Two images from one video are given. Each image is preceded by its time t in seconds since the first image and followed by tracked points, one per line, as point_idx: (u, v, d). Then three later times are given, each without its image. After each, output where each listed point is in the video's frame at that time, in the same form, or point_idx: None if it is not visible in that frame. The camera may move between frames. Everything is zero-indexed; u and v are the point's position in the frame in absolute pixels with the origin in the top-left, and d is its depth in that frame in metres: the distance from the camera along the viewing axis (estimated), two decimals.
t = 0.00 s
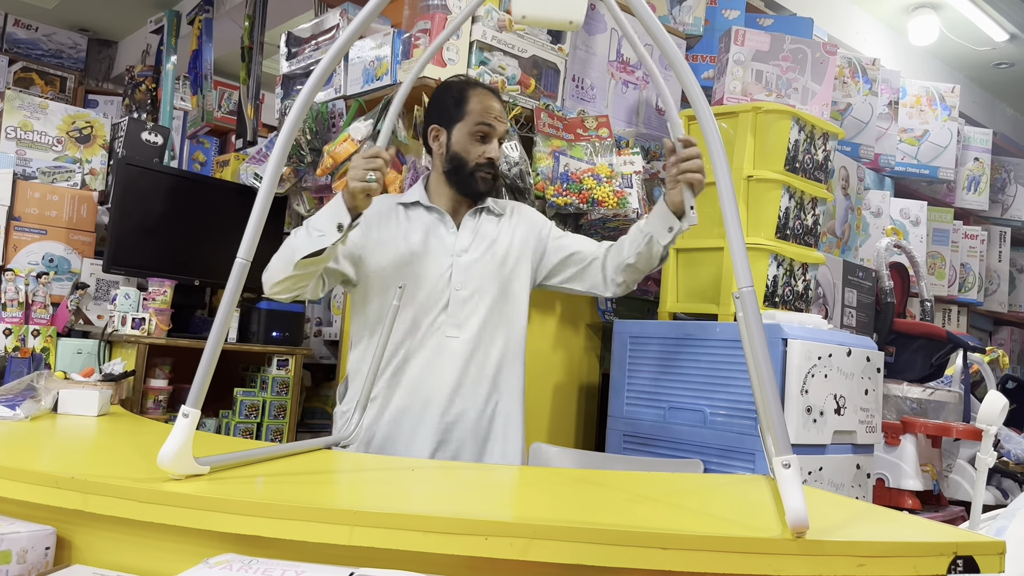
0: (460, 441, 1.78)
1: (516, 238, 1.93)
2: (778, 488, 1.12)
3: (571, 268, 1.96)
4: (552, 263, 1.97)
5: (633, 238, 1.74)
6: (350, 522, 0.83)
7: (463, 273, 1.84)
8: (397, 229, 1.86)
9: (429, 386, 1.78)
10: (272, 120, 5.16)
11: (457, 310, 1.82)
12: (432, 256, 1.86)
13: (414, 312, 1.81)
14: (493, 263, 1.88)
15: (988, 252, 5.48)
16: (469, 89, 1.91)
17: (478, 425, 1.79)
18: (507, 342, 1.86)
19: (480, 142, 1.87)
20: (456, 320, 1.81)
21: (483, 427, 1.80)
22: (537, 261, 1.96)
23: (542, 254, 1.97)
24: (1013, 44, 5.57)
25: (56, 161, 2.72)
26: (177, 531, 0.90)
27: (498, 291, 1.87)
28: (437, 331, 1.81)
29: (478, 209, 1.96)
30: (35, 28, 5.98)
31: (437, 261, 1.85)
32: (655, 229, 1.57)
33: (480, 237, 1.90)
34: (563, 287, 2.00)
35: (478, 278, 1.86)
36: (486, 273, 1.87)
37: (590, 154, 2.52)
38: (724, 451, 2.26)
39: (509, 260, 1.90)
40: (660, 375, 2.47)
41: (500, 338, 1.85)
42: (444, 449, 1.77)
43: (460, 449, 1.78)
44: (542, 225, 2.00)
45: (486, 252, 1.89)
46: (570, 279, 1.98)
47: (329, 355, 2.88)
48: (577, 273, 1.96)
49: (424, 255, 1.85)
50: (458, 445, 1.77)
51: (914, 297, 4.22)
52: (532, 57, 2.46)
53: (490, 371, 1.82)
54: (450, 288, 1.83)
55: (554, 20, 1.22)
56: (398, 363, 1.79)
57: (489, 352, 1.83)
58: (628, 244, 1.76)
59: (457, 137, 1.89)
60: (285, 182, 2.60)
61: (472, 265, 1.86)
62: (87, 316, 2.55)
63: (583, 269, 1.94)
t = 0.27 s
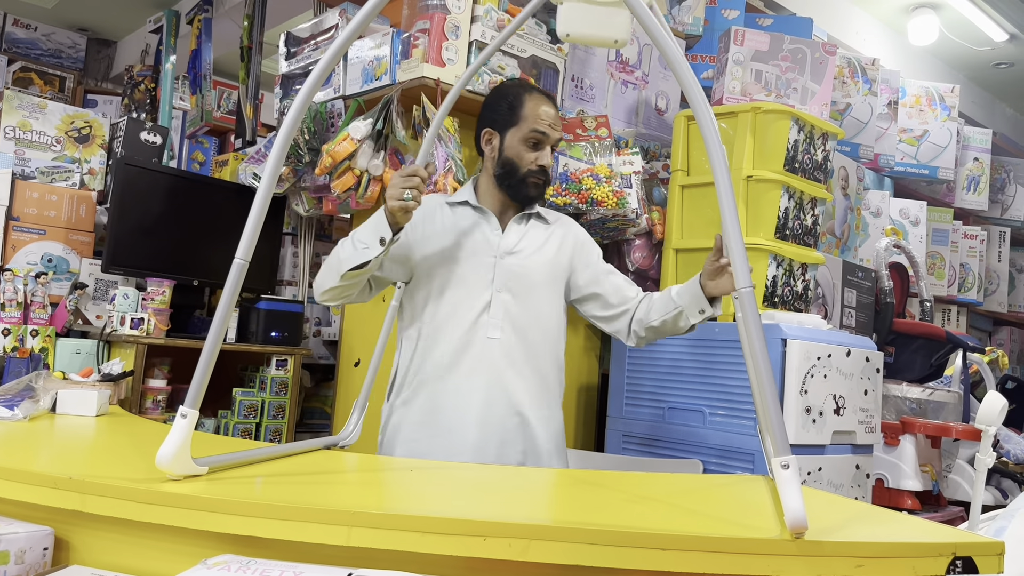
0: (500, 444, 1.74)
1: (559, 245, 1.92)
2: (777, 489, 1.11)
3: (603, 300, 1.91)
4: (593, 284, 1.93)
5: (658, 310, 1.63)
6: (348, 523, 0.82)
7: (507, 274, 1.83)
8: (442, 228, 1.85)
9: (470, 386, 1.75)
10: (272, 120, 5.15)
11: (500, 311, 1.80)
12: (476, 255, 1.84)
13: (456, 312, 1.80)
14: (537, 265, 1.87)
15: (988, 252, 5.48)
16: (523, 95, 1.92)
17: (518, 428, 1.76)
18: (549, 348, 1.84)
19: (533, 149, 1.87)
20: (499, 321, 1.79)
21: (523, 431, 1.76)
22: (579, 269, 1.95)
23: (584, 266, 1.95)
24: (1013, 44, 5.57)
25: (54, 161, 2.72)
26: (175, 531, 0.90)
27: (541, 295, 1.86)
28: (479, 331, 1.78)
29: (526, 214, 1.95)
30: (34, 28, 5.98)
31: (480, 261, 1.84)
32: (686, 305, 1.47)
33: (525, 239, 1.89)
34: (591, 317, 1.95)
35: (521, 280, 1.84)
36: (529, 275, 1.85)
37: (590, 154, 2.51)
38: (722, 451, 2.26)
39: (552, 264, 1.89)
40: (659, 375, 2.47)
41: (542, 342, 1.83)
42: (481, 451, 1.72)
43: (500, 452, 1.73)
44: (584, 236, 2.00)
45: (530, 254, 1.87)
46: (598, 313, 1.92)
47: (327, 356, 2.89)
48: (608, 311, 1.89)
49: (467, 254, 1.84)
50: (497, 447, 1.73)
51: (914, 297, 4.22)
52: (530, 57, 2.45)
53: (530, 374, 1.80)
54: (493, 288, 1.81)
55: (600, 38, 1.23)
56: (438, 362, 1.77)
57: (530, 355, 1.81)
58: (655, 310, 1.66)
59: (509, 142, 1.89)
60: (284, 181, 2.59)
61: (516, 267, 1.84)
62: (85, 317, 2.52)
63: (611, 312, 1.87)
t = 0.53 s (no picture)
0: (518, 446, 1.73)
1: (580, 248, 1.93)
2: (776, 489, 1.11)
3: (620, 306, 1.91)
4: (612, 290, 1.94)
5: (673, 322, 1.63)
6: (347, 523, 0.82)
7: (529, 276, 1.83)
8: (464, 230, 1.87)
9: (491, 387, 1.75)
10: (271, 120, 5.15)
11: (522, 313, 1.80)
12: (499, 256, 1.85)
13: (477, 312, 1.80)
14: (559, 268, 1.88)
15: (987, 253, 5.48)
16: (547, 97, 1.94)
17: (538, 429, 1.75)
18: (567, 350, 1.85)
19: (555, 151, 1.90)
20: (520, 322, 1.79)
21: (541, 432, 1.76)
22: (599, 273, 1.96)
23: (604, 272, 1.97)
24: (1012, 44, 5.57)
25: (54, 161, 2.72)
26: (174, 531, 0.90)
27: (562, 298, 1.87)
28: (500, 332, 1.79)
29: (548, 217, 1.96)
30: (34, 27, 5.98)
31: (503, 262, 1.84)
32: (703, 322, 1.46)
33: (547, 242, 1.90)
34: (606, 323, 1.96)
35: (542, 282, 1.85)
36: (551, 278, 1.86)
37: (589, 155, 2.51)
38: (723, 451, 2.25)
39: (574, 267, 1.90)
40: (659, 375, 2.47)
41: (561, 345, 1.84)
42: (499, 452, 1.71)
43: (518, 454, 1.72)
44: (604, 242, 2.02)
45: (553, 257, 1.88)
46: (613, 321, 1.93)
47: (327, 356, 2.86)
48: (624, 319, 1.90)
49: (489, 256, 1.85)
50: (515, 448, 1.72)
51: (913, 297, 4.22)
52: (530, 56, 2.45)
53: (550, 376, 1.80)
54: (515, 290, 1.82)
55: (618, 64, 1.29)
56: (459, 363, 1.77)
57: (550, 357, 1.81)
58: (671, 321, 1.66)
59: (532, 144, 1.91)
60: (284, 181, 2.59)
61: (538, 269, 1.85)
62: (85, 317, 2.53)
63: (626, 319, 1.88)
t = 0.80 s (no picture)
0: (511, 447, 1.74)
1: (574, 251, 1.93)
2: (776, 489, 1.12)
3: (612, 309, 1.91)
4: (604, 293, 1.94)
5: (667, 331, 1.63)
6: (349, 522, 0.83)
7: (523, 279, 1.83)
8: (459, 232, 1.87)
9: (484, 390, 1.75)
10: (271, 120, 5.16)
11: (516, 315, 1.80)
12: (494, 258, 1.84)
13: (471, 315, 1.80)
14: (553, 270, 1.87)
15: (987, 253, 5.48)
16: (541, 100, 1.95)
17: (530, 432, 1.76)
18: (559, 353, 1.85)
19: (549, 154, 1.90)
20: (514, 325, 1.80)
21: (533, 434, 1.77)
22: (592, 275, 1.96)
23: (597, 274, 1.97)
24: (1012, 45, 5.58)
25: (54, 161, 2.72)
26: (176, 530, 0.90)
27: (555, 300, 1.87)
28: (494, 335, 1.79)
29: (543, 219, 1.96)
30: (34, 27, 5.98)
31: (497, 264, 1.84)
32: (697, 332, 1.47)
33: (541, 244, 1.90)
34: (596, 326, 1.96)
35: (536, 285, 1.85)
36: (545, 280, 1.86)
37: (589, 154, 2.51)
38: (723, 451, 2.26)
39: (568, 269, 1.90)
40: (659, 375, 2.47)
41: (554, 348, 1.85)
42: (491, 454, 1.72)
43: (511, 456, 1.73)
44: (598, 245, 2.01)
45: (547, 259, 1.88)
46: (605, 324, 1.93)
47: (327, 355, 2.86)
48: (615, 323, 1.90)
49: (483, 257, 1.85)
50: (507, 450, 1.74)
51: (913, 297, 4.22)
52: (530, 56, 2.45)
53: (543, 379, 1.81)
54: (509, 292, 1.82)
55: (618, 74, 1.26)
56: (452, 365, 1.78)
57: (543, 360, 1.82)
58: (664, 329, 1.66)
59: (526, 147, 1.92)
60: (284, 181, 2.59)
61: (532, 271, 1.85)
62: (85, 316, 2.53)
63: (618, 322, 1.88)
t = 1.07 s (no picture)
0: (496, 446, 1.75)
1: (562, 250, 1.94)
2: (775, 489, 1.12)
3: (603, 305, 1.91)
4: (593, 290, 1.94)
5: (659, 327, 1.63)
6: (349, 522, 0.83)
7: (510, 279, 1.84)
8: (446, 232, 1.87)
9: (470, 389, 1.76)
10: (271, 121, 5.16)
11: (502, 315, 1.81)
12: (481, 258, 1.85)
13: (458, 314, 1.81)
14: (539, 270, 1.88)
15: (987, 253, 5.49)
16: (526, 101, 1.96)
17: (516, 431, 1.77)
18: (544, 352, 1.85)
19: (535, 154, 1.91)
20: (500, 325, 1.81)
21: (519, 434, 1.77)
22: (580, 273, 1.96)
23: (586, 270, 1.97)
24: (1011, 46, 5.58)
25: (54, 161, 2.72)
26: (175, 531, 0.90)
27: (541, 301, 1.87)
28: (480, 334, 1.80)
29: (530, 219, 1.97)
30: (34, 27, 5.98)
31: (484, 264, 1.85)
32: (690, 329, 1.46)
33: (528, 245, 1.90)
34: (587, 322, 1.96)
35: (522, 285, 1.85)
36: (531, 280, 1.87)
37: (589, 155, 2.51)
38: (722, 451, 2.26)
39: (554, 269, 1.90)
40: (658, 375, 2.48)
41: (540, 348, 1.85)
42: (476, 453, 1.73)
43: (496, 455, 1.74)
44: (586, 245, 2.01)
45: (534, 259, 1.89)
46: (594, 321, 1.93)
47: (327, 356, 2.87)
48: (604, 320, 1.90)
49: (470, 258, 1.86)
50: (492, 449, 1.74)
51: (912, 297, 4.23)
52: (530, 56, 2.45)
53: (528, 379, 1.82)
54: (496, 292, 1.83)
55: (611, 69, 1.26)
56: (438, 364, 1.78)
57: (528, 360, 1.82)
58: (656, 324, 1.66)
59: (513, 147, 1.93)
60: (284, 181, 2.59)
61: (519, 271, 1.86)
62: (85, 316, 2.53)
63: (607, 318, 1.88)
